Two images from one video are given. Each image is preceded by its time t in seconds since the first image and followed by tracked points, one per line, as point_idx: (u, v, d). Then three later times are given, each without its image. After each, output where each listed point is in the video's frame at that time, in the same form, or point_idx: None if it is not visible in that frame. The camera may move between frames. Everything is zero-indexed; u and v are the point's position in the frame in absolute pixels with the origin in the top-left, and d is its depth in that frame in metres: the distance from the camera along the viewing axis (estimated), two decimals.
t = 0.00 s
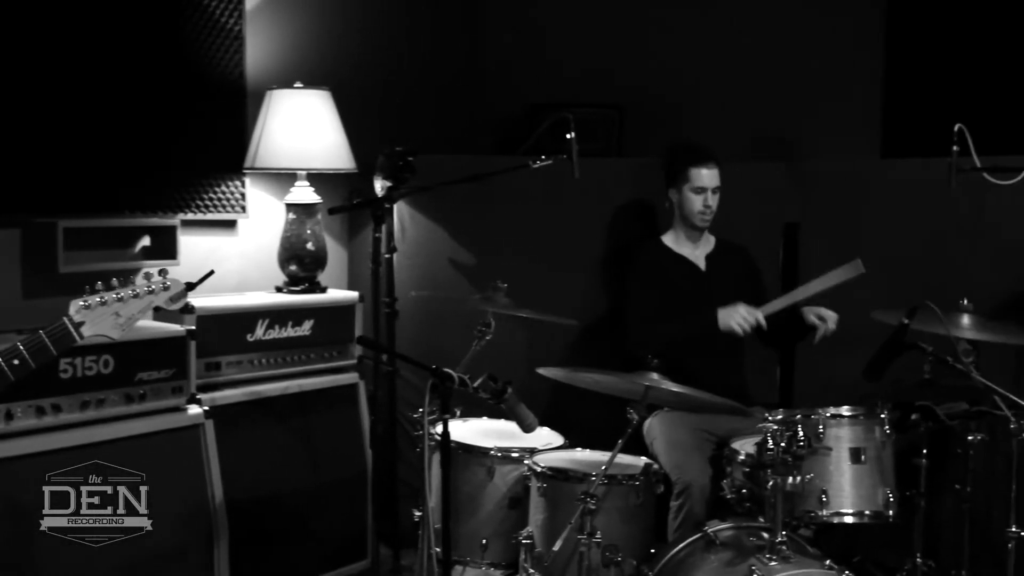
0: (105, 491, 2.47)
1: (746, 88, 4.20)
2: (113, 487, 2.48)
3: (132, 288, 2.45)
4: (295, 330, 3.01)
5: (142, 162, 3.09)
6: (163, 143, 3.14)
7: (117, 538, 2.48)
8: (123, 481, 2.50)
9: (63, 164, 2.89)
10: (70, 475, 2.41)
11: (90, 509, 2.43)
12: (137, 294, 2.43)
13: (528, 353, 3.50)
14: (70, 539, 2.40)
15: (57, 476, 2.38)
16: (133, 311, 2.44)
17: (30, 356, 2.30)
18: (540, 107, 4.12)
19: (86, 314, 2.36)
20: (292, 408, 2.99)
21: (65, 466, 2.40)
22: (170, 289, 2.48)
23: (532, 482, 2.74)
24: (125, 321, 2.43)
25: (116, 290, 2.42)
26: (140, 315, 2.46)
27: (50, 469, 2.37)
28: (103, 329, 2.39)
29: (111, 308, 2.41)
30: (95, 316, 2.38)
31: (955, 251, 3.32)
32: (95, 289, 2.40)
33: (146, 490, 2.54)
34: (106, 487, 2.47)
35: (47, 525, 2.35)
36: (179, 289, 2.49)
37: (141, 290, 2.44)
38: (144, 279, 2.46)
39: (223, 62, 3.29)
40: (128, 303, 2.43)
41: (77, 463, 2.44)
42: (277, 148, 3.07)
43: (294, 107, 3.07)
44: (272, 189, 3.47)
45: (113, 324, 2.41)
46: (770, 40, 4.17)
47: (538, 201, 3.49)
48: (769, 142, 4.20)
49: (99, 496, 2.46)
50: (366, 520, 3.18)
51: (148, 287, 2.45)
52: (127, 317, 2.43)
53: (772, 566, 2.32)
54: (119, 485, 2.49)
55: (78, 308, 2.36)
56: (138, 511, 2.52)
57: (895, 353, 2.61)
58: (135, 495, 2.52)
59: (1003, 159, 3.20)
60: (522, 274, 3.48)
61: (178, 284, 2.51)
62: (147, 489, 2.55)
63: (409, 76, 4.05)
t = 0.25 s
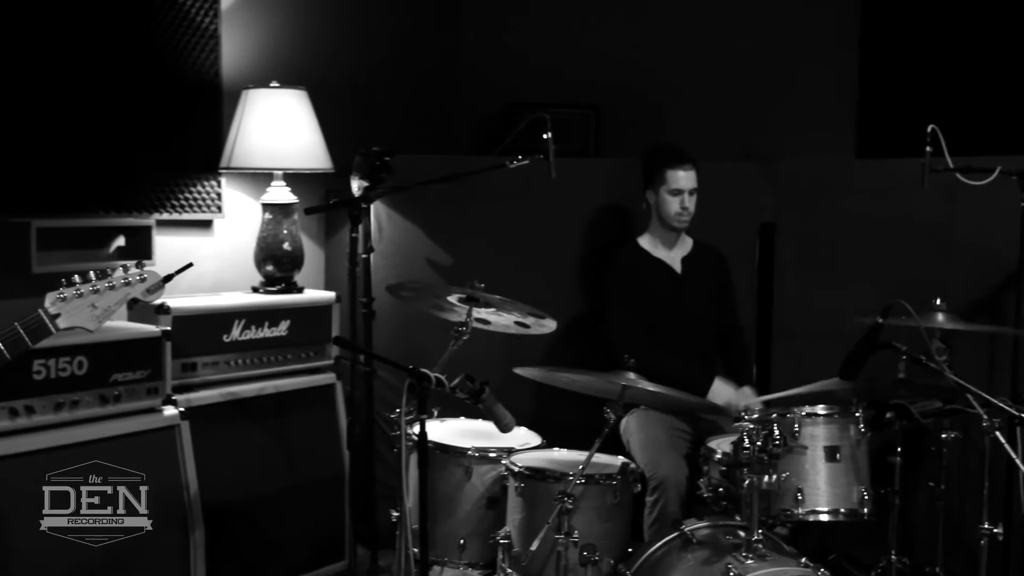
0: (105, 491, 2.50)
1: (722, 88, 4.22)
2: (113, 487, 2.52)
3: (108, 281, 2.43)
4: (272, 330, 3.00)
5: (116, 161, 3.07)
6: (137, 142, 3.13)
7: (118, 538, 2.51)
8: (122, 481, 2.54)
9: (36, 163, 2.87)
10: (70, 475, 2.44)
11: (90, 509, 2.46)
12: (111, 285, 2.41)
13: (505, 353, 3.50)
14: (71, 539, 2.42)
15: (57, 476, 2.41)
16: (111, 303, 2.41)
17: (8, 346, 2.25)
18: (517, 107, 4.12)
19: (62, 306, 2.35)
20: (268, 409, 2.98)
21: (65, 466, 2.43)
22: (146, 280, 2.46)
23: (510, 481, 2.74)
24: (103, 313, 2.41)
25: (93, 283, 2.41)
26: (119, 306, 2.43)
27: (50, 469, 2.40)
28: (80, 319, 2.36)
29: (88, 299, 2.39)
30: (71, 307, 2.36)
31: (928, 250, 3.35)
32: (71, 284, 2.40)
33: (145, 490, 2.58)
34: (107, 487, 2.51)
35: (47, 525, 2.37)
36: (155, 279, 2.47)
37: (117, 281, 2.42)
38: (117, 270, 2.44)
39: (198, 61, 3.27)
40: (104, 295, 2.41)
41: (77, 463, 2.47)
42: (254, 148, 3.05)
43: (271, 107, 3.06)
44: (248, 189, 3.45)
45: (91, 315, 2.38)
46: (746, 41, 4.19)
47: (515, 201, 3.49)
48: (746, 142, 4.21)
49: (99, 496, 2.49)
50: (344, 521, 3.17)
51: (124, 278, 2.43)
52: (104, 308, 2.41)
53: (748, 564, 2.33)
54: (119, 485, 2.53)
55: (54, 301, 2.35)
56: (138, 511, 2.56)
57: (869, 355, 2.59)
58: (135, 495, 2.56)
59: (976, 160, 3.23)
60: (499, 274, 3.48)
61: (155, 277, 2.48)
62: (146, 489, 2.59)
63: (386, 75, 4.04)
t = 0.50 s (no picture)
0: (105, 491, 2.54)
1: (701, 89, 4.23)
2: (112, 487, 2.56)
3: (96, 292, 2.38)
4: (251, 331, 2.98)
5: (93, 161, 3.05)
6: (114, 142, 3.11)
7: (118, 537, 2.55)
8: (122, 481, 2.58)
9: (11, 162, 2.85)
10: (70, 475, 2.47)
11: (90, 509, 2.50)
12: (97, 297, 2.36)
13: (485, 352, 3.50)
14: (71, 539, 2.45)
15: (56, 476, 2.44)
16: (96, 315, 2.36)
17: None
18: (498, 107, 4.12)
19: (48, 317, 2.31)
20: (248, 410, 2.97)
21: (65, 466, 2.46)
22: (132, 294, 2.39)
23: (490, 481, 2.74)
24: (88, 325, 2.36)
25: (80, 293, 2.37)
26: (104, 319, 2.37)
27: (50, 469, 2.43)
28: (65, 332, 2.33)
29: (74, 311, 2.34)
30: (58, 319, 2.32)
31: (906, 250, 3.37)
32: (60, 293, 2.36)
33: (145, 490, 2.62)
34: (108, 487, 2.55)
35: (47, 525, 2.40)
36: (140, 294, 2.39)
37: (103, 293, 2.37)
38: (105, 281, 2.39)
39: (177, 60, 3.26)
40: (91, 307, 2.36)
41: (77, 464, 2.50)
42: (233, 147, 3.04)
43: (249, 106, 3.05)
44: (227, 189, 3.43)
45: (76, 327, 2.34)
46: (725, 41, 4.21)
47: (495, 201, 3.49)
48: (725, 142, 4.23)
49: (100, 497, 2.53)
50: (324, 521, 3.16)
51: (110, 291, 2.37)
52: (90, 321, 2.36)
53: (728, 563, 2.33)
54: (119, 485, 2.57)
55: (41, 311, 2.32)
56: (138, 511, 2.60)
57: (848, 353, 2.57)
58: (135, 495, 2.60)
59: (952, 160, 3.26)
60: (479, 274, 3.48)
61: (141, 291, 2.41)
62: (146, 489, 2.63)
63: (366, 75, 4.03)
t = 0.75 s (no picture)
0: (105, 491, 2.57)
1: (681, 89, 4.25)
2: (113, 487, 2.58)
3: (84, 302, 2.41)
4: (231, 331, 2.97)
5: (71, 160, 3.03)
6: (92, 141, 3.09)
7: (118, 537, 2.57)
8: (122, 481, 2.60)
9: None
10: (71, 476, 2.50)
11: (90, 509, 2.52)
12: (86, 307, 2.39)
13: (465, 352, 3.50)
14: (71, 539, 2.47)
15: (56, 476, 2.46)
16: (82, 324, 2.36)
17: None
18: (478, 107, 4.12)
19: (32, 326, 2.31)
20: (228, 411, 2.96)
21: (65, 467, 2.49)
22: (121, 302, 2.42)
23: (471, 481, 2.74)
24: (75, 335, 2.34)
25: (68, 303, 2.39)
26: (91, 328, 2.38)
27: (51, 469, 2.46)
28: (51, 340, 2.30)
29: (61, 321, 2.34)
30: (42, 327, 2.31)
31: (884, 250, 3.40)
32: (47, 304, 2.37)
33: (145, 490, 2.64)
34: (108, 487, 2.57)
35: (47, 525, 2.42)
36: (129, 302, 2.42)
37: (91, 303, 2.40)
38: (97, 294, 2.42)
39: (155, 59, 3.24)
40: (77, 317, 2.37)
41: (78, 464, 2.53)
42: (212, 147, 3.02)
43: (229, 106, 3.03)
44: (206, 189, 3.42)
45: (62, 336, 2.32)
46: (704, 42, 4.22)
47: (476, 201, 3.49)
48: (705, 142, 4.24)
49: (100, 496, 2.56)
50: (304, 522, 3.15)
51: (98, 300, 2.40)
52: (76, 329, 2.35)
53: (709, 562, 2.34)
54: (119, 485, 2.59)
55: (26, 321, 2.32)
56: (138, 511, 2.62)
57: (827, 352, 2.58)
58: (134, 495, 2.62)
59: (930, 160, 3.28)
60: (460, 274, 3.48)
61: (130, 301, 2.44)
62: (145, 489, 2.65)
63: (346, 74, 4.02)
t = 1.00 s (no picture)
0: (105, 491, 2.61)
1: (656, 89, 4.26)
2: (113, 487, 2.63)
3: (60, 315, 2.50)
4: (206, 332, 2.96)
5: (43, 160, 3.01)
6: (64, 140, 3.06)
7: (117, 538, 2.61)
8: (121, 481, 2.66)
9: None
10: (70, 476, 2.53)
11: (90, 509, 2.56)
12: (65, 320, 2.49)
13: (441, 352, 3.50)
14: (70, 538, 2.51)
15: (56, 476, 2.50)
16: (59, 339, 2.45)
17: None
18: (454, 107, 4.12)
19: (8, 339, 2.37)
20: (202, 411, 2.94)
21: (65, 467, 2.52)
22: (99, 316, 2.55)
23: (447, 481, 2.74)
24: (50, 349, 2.43)
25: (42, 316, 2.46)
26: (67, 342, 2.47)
27: (51, 469, 2.49)
28: (26, 355, 2.39)
29: (37, 335, 2.42)
30: (18, 341, 2.39)
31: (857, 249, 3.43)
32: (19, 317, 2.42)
33: (145, 491, 2.72)
34: (108, 487, 2.62)
35: (47, 525, 2.46)
36: (109, 315, 2.57)
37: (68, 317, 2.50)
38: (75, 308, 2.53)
39: (129, 57, 3.21)
40: (53, 331, 2.46)
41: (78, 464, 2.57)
42: (187, 146, 3.00)
43: (203, 105, 3.02)
44: (181, 189, 3.40)
45: (38, 351, 2.41)
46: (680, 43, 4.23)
47: (452, 201, 3.49)
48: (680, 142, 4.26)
49: (100, 497, 2.60)
50: (280, 523, 3.14)
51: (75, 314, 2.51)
52: (52, 344, 2.44)
53: (684, 561, 2.35)
54: (118, 486, 2.64)
55: None
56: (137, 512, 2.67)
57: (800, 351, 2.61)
58: (135, 495, 2.69)
59: (903, 161, 3.31)
60: (436, 274, 3.48)
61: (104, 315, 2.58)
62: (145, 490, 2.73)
63: (321, 74, 4.01)
